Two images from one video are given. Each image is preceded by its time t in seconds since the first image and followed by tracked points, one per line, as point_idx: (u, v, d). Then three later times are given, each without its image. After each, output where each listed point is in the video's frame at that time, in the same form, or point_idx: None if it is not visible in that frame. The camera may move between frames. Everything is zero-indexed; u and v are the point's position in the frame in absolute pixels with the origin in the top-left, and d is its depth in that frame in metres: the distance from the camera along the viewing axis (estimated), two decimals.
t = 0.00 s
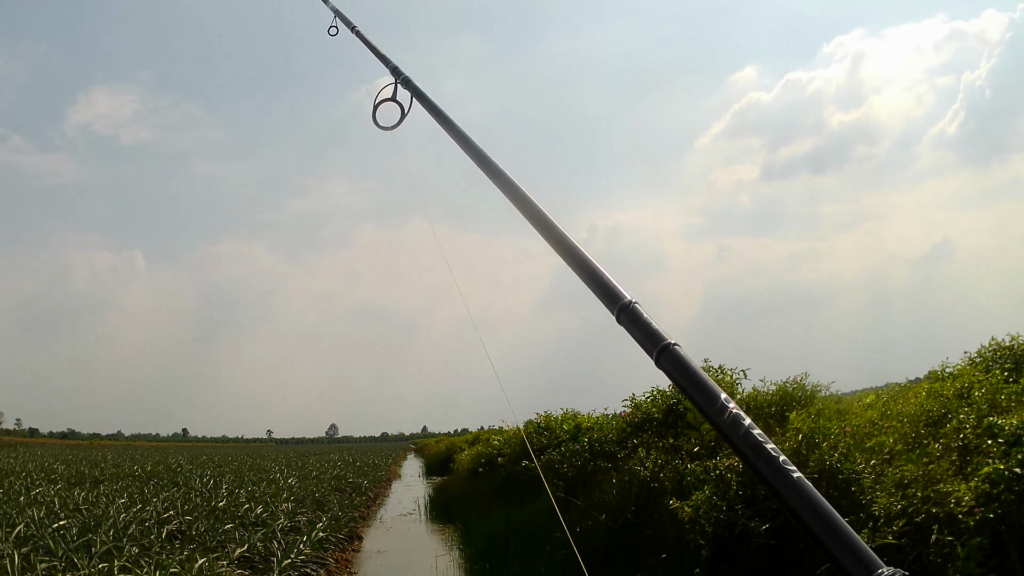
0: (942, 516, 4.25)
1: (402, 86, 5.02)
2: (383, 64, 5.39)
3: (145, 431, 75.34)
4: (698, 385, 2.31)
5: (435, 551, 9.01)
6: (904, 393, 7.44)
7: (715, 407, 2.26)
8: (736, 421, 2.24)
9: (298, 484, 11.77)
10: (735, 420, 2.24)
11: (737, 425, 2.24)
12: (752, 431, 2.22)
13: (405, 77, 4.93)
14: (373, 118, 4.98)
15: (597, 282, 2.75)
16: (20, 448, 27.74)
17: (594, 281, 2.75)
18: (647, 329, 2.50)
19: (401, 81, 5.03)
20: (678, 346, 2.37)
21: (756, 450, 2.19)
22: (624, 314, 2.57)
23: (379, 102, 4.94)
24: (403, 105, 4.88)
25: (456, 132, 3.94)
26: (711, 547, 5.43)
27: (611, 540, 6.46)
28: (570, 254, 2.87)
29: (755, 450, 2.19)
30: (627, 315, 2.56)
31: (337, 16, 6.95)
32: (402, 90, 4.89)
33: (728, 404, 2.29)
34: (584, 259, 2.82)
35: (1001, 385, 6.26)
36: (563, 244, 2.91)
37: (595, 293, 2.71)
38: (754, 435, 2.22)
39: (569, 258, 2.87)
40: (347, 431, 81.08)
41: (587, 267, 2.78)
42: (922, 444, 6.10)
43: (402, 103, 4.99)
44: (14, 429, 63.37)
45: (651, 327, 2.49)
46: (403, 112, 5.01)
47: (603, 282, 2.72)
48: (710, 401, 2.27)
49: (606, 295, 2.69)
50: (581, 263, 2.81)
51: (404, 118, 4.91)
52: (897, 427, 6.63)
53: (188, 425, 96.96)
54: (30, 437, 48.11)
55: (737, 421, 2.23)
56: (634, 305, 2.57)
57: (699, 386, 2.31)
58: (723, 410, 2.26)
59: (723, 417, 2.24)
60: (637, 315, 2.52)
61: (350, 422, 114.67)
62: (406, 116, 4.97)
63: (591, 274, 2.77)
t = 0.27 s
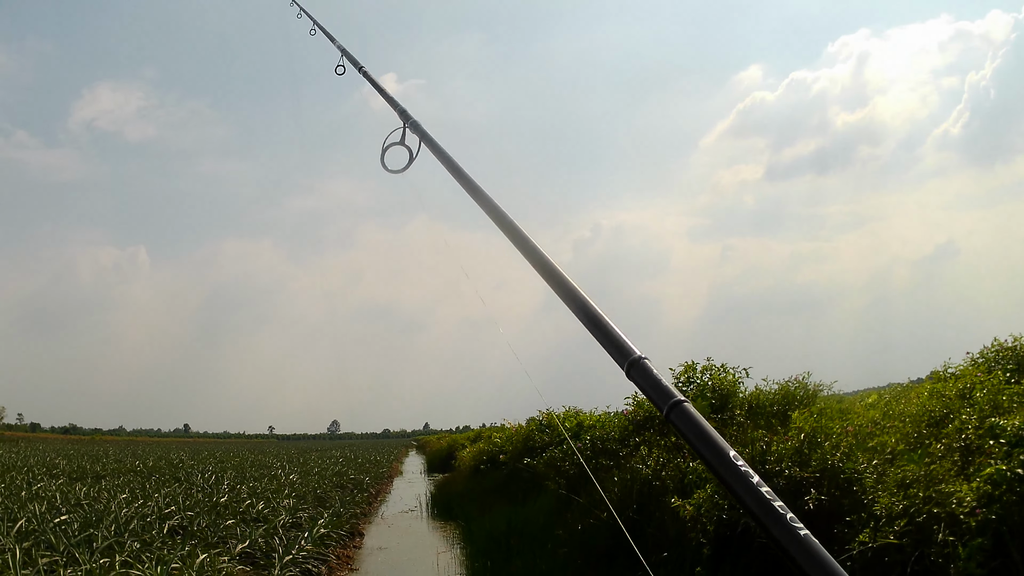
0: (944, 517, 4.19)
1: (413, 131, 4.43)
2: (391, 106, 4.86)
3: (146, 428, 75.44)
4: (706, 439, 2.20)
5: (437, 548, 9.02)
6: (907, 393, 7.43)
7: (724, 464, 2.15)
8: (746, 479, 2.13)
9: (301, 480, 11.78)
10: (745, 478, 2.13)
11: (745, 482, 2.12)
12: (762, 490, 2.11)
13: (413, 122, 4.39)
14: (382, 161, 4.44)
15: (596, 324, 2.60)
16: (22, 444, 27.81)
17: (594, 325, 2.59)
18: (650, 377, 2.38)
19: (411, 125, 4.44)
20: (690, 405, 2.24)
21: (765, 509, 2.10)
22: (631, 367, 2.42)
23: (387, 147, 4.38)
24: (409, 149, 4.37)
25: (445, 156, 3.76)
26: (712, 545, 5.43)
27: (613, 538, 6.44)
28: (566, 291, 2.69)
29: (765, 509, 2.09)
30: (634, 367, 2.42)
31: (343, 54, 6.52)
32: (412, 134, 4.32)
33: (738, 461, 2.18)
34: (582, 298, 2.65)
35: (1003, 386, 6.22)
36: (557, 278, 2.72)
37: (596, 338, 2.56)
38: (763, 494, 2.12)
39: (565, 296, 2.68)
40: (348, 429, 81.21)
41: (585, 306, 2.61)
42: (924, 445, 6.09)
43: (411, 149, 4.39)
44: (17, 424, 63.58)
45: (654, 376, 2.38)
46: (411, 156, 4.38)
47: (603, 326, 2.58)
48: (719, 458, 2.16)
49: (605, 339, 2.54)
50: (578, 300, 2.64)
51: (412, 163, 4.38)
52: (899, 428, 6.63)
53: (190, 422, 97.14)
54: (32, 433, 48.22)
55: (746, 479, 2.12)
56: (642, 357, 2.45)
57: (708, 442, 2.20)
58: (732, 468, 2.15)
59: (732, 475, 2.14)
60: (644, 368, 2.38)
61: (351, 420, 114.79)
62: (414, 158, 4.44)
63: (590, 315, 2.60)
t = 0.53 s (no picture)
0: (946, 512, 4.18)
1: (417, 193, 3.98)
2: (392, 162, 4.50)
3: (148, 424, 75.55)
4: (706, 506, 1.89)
5: (439, 542, 9.04)
6: (909, 387, 7.42)
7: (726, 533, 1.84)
8: (753, 553, 1.80)
9: (302, 474, 11.80)
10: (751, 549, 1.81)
11: (752, 556, 1.80)
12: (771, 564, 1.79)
13: (417, 183, 3.99)
14: (387, 226, 3.99)
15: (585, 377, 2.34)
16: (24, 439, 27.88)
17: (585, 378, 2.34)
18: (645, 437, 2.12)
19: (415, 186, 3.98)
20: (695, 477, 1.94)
21: None
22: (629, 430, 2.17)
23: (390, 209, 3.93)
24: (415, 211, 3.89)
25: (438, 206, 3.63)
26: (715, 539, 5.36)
27: (614, 532, 6.43)
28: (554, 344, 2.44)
29: None
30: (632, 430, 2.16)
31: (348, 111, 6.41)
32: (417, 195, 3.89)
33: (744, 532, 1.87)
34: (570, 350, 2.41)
35: (1006, 380, 6.20)
36: (543, 326, 2.47)
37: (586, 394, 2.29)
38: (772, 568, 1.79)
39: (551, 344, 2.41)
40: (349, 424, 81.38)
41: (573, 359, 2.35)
42: (926, 439, 6.08)
43: (416, 211, 3.93)
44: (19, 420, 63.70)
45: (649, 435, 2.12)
46: (415, 219, 3.91)
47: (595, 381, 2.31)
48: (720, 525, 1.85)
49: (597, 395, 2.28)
50: (565, 350, 2.37)
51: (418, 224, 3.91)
52: (901, 422, 6.62)
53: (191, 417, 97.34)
54: (34, 428, 48.30)
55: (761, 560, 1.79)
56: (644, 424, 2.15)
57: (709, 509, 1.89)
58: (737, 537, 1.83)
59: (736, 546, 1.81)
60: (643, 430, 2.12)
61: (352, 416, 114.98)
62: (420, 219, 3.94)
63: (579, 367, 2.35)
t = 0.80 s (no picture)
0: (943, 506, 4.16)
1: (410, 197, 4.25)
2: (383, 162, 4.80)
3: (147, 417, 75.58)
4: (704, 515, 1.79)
5: (436, 534, 9.03)
6: (908, 381, 7.43)
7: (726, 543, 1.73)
8: (753, 566, 1.69)
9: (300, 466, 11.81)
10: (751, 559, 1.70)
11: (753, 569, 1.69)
12: None
13: (412, 190, 4.01)
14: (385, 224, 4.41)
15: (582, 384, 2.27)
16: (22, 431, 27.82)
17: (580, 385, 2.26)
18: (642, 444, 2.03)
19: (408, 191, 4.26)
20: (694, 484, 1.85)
21: None
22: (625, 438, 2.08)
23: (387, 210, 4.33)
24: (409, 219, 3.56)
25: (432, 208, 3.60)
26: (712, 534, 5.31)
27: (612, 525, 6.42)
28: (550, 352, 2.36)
29: None
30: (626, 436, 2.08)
31: (343, 120, 6.41)
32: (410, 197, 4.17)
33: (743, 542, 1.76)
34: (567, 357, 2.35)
35: (1004, 374, 6.19)
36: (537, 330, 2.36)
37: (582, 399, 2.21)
38: None
39: (538, 346, 2.29)
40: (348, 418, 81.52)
41: (570, 367, 2.28)
42: (924, 433, 6.08)
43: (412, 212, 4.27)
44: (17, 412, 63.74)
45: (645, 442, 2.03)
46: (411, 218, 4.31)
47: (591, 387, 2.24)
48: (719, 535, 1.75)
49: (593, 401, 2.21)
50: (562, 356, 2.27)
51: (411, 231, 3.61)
52: (899, 416, 6.62)
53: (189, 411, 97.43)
54: (32, 421, 48.24)
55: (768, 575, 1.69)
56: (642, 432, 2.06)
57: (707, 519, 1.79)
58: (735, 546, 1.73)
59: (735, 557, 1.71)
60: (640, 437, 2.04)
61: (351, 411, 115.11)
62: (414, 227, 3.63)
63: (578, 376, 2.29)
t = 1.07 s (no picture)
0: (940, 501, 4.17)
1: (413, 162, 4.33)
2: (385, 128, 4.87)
3: (145, 412, 75.59)
4: (705, 479, 1.89)
5: (434, 528, 9.05)
6: (905, 375, 7.44)
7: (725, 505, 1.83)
8: (753, 528, 1.78)
9: (299, 459, 11.84)
10: (749, 521, 1.80)
11: (750, 528, 1.78)
12: (769, 537, 1.77)
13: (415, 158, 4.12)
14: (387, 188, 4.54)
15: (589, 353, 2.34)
16: (20, 424, 27.79)
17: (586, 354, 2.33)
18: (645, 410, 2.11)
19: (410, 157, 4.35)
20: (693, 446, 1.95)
21: (773, 559, 1.72)
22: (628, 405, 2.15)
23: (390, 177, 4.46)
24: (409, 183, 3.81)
25: (437, 179, 3.63)
26: (710, 526, 5.33)
27: (610, 518, 6.44)
28: (559, 323, 2.44)
29: (773, 559, 1.72)
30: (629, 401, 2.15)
31: (347, 89, 6.36)
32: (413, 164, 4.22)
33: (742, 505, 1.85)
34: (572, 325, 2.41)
35: (1002, 369, 6.20)
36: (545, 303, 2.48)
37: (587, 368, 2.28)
38: (770, 542, 1.77)
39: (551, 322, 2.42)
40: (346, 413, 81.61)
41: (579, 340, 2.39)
42: (922, 428, 6.10)
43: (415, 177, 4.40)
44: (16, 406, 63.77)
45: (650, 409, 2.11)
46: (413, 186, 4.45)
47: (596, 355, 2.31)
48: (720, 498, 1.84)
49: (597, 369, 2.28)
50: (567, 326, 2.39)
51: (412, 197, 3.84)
52: (897, 410, 6.64)
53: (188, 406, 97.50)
54: (30, 415, 48.20)
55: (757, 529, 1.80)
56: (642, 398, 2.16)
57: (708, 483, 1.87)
58: (734, 509, 1.82)
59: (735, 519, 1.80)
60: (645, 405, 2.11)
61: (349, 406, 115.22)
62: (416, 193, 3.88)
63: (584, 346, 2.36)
